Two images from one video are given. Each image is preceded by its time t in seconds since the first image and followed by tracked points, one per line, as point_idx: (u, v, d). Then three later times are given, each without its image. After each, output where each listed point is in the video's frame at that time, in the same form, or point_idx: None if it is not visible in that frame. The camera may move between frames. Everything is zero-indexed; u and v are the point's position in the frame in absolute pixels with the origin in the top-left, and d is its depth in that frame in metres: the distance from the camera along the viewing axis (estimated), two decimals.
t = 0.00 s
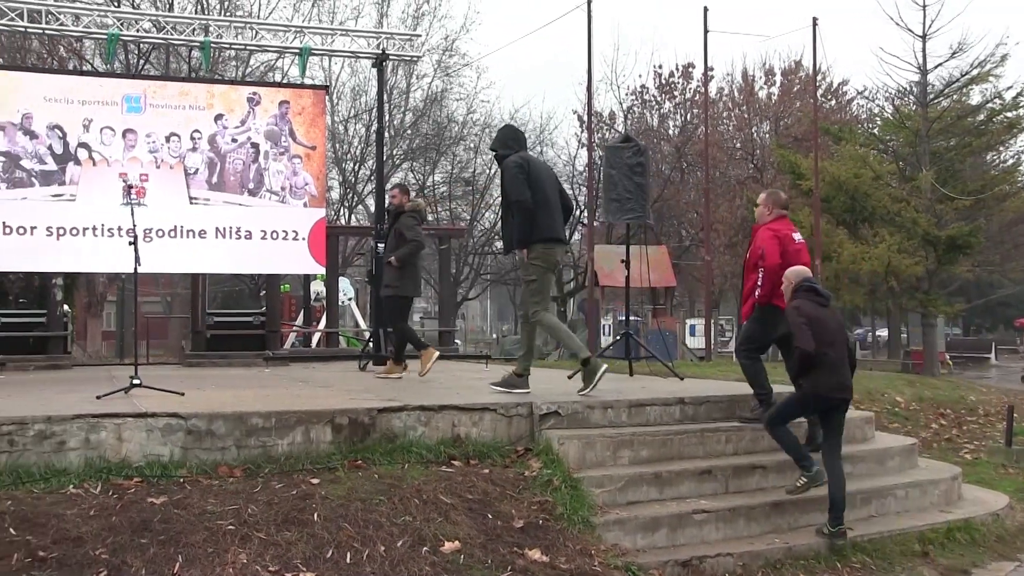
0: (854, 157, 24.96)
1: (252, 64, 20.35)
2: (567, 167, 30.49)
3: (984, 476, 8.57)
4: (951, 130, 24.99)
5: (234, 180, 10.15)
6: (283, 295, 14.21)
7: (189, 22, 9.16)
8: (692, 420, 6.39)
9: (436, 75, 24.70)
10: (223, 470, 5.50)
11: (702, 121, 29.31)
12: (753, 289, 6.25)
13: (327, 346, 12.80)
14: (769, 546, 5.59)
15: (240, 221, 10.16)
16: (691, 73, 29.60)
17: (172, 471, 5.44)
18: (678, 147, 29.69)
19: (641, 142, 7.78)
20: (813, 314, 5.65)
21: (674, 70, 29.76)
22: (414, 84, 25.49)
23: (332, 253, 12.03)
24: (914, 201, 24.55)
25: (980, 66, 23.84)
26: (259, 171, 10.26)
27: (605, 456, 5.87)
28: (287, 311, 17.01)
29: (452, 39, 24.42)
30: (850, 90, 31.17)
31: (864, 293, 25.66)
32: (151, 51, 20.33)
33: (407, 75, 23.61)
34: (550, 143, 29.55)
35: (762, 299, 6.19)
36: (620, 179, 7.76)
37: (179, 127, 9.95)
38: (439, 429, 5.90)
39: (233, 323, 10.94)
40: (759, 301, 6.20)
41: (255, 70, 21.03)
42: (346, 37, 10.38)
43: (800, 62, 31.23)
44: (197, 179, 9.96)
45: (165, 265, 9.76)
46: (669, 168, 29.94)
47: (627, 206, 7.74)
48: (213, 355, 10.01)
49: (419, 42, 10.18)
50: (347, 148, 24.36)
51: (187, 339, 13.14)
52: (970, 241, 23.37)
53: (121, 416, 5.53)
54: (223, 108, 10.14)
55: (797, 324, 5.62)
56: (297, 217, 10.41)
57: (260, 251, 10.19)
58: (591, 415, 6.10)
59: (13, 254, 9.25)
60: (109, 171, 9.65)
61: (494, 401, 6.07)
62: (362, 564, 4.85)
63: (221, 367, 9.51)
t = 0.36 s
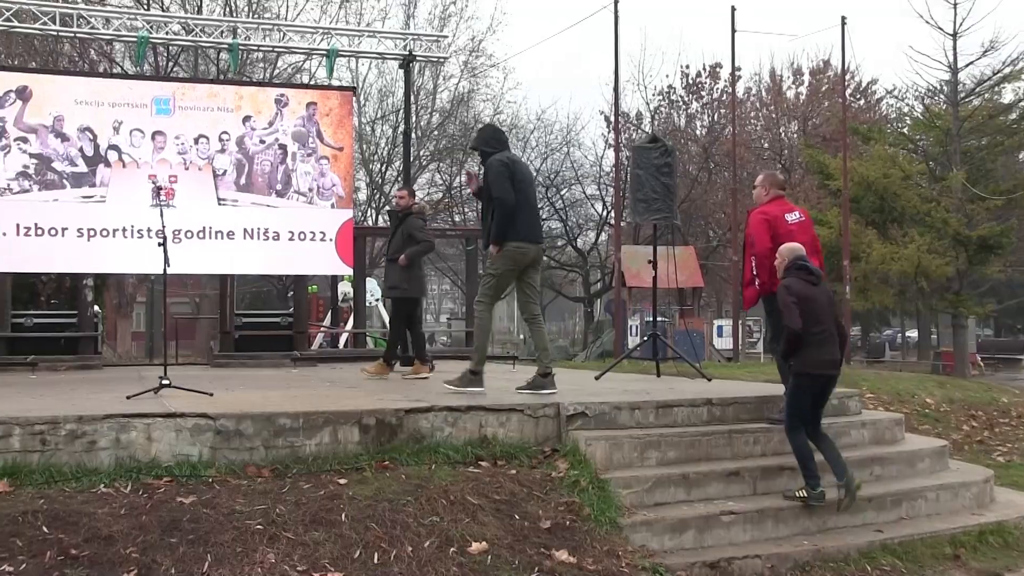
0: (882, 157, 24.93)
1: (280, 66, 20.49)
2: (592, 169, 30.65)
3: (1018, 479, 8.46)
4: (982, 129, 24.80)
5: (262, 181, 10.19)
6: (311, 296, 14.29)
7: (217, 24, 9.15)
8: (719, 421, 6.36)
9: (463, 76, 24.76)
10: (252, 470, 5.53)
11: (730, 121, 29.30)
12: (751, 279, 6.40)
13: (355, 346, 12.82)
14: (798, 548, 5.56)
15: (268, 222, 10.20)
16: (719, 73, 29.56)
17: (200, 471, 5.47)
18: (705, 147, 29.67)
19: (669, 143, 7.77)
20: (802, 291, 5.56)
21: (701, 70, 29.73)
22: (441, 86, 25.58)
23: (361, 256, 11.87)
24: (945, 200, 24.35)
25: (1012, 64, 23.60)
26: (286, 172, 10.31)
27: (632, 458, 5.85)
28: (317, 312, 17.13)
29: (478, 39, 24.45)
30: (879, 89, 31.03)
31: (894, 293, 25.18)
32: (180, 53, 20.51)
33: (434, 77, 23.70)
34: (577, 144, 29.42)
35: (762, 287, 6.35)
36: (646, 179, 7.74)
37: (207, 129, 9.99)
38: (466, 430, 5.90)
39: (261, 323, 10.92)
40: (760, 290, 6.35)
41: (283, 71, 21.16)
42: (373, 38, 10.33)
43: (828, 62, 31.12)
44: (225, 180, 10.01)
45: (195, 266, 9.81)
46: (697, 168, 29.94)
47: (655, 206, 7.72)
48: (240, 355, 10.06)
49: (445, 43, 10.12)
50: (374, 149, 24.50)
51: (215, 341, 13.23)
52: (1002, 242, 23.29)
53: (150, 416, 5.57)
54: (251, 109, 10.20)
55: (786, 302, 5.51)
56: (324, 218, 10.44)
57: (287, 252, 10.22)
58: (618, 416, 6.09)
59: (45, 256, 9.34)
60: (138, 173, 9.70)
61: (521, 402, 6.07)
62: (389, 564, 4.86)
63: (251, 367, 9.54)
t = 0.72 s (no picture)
0: (915, 156, 24.96)
1: (309, 67, 20.63)
2: (621, 169, 30.79)
3: None
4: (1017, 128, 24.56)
5: (292, 183, 10.23)
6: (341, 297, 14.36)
7: (248, 28, 9.04)
8: (749, 422, 6.32)
9: (492, 77, 24.79)
10: (282, 470, 5.55)
11: (759, 121, 29.53)
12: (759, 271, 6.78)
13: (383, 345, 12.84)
14: (829, 551, 5.52)
15: (298, 223, 10.25)
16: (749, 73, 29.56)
17: (231, 471, 5.50)
18: (735, 147, 29.71)
19: (698, 144, 7.75)
20: (804, 279, 5.67)
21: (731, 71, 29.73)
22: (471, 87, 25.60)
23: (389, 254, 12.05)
24: (978, 200, 24.12)
25: None
26: (317, 174, 10.32)
27: (661, 459, 5.83)
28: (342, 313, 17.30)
29: (508, 40, 24.45)
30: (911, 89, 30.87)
31: (926, 293, 24.89)
32: (210, 55, 20.70)
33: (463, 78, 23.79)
34: (606, 144, 30.11)
35: (766, 277, 6.71)
36: (675, 180, 7.73)
37: (237, 131, 10.02)
38: (495, 431, 5.90)
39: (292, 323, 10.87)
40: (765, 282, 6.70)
41: (313, 73, 21.30)
42: (402, 40, 10.16)
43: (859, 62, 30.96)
44: (255, 182, 10.06)
45: (226, 267, 9.88)
46: (727, 168, 29.92)
47: (684, 207, 7.69)
48: (268, 356, 10.10)
49: (475, 43, 9.96)
50: (403, 151, 24.65)
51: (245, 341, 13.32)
52: None
53: (182, 416, 5.60)
54: (282, 112, 10.20)
55: (787, 288, 5.64)
56: (354, 219, 10.46)
57: (315, 253, 10.26)
58: (648, 417, 6.07)
59: (78, 257, 9.43)
60: (170, 176, 9.75)
61: (550, 403, 6.05)
62: (419, 565, 4.87)
63: (282, 368, 9.56)
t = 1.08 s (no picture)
0: (948, 157, 25.17)
1: (339, 70, 20.80)
2: (651, 171, 31.01)
3: None
4: None
5: (322, 185, 10.23)
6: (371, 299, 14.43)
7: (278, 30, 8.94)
8: (780, 424, 6.30)
9: (521, 79, 24.81)
10: (312, 471, 5.58)
11: (789, 121, 29.64)
12: (764, 250, 6.79)
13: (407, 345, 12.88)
14: (862, 554, 5.48)
15: (329, 226, 10.23)
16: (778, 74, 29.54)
17: (262, 471, 5.52)
18: (765, 148, 29.73)
19: (729, 144, 7.71)
20: (817, 252, 5.87)
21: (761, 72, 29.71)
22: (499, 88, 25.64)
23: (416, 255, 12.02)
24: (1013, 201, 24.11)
25: None
26: (346, 176, 10.30)
27: (691, 461, 5.81)
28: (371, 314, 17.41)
29: (536, 42, 24.48)
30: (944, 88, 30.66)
31: (959, 295, 24.90)
32: (241, 58, 20.90)
33: (493, 80, 23.91)
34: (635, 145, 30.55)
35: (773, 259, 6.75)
36: (706, 182, 7.71)
37: (267, 133, 10.06)
38: (524, 432, 5.90)
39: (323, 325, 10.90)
40: (770, 261, 6.75)
41: (343, 76, 21.48)
42: (431, 41, 10.01)
43: (891, 61, 30.75)
44: (286, 184, 10.09)
45: (256, 269, 9.93)
46: (756, 169, 29.88)
47: (714, 208, 7.67)
48: (298, 357, 10.15)
49: (504, 45, 9.81)
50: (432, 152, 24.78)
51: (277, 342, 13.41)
52: None
53: (213, 417, 5.63)
54: (312, 114, 10.20)
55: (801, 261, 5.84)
56: (384, 221, 10.39)
57: (345, 255, 10.22)
58: (678, 419, 6.05)
59: (111, 259, 9.52)
60: (202, 178, 9.82)
61: (579, 404, 6.05)
62: (449, 566, 4.89)
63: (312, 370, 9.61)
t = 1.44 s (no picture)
0: (984, 156, 24.79)
1: (371, 73, 20.96)
2: (682, 172, 31.31)
3: None
4: None
5: (355, 187, 10.24)
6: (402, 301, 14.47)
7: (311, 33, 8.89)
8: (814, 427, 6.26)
9: (552, 80, 24.86)
10: (345, 472, 5.60)
11: (822, 122, 29.53)
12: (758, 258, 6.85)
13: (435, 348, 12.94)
14: (897, 558, 5.42)
15: (361, 227, 10.25)
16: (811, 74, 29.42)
17: (295, 472, 5.55)
18: (799, 148, 29.62)
19: (761, 145, 7.73)
20: (823, 246, 5.94)
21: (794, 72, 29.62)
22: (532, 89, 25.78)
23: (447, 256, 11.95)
24: None
25: None
26: (378, 177, 10.31)
27: (724, 463, 5.77)
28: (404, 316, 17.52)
29: (568, 44, 24.53)
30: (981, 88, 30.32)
31: (995, 296, 24.80)
32: (274, 61, 21.10)
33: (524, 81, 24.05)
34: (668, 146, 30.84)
35: (766, 266, 6.83)
36: (738, 182, 7.71)
37: (301, 135, 10.04)
38: (556, 434, 5.89)
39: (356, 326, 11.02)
40: (764, 271, 6.84)
41: (375, 78, 21.66)
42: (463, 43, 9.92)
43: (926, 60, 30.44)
44: (318, 186, 10.09)
45: (289, 270, 9.97)
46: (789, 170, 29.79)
47: (747, 209, 7.67)
48: (330, 359, 10.18)
49: (536, 46, 9.70)
50: (465, 154, 24.86)
51: (309, 343, 13.46)
52: None
53: (246, 418, 5.66)
54: (344, 116, 10.18)
55: (807, 257, 5.90)
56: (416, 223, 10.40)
57: (378, 257, 10.25)
58: (710, 421, 6.03)
59: (146, 262, 9.61)
60: (235, 180, 9.84)
61: (611, 406, 6.04)
62: (481, 568, 4.90)
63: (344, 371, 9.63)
